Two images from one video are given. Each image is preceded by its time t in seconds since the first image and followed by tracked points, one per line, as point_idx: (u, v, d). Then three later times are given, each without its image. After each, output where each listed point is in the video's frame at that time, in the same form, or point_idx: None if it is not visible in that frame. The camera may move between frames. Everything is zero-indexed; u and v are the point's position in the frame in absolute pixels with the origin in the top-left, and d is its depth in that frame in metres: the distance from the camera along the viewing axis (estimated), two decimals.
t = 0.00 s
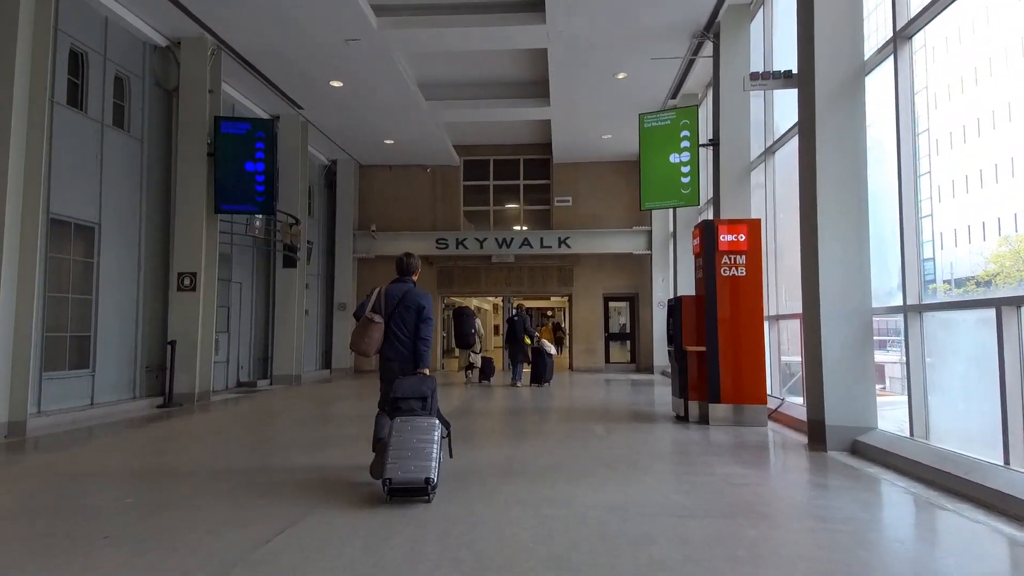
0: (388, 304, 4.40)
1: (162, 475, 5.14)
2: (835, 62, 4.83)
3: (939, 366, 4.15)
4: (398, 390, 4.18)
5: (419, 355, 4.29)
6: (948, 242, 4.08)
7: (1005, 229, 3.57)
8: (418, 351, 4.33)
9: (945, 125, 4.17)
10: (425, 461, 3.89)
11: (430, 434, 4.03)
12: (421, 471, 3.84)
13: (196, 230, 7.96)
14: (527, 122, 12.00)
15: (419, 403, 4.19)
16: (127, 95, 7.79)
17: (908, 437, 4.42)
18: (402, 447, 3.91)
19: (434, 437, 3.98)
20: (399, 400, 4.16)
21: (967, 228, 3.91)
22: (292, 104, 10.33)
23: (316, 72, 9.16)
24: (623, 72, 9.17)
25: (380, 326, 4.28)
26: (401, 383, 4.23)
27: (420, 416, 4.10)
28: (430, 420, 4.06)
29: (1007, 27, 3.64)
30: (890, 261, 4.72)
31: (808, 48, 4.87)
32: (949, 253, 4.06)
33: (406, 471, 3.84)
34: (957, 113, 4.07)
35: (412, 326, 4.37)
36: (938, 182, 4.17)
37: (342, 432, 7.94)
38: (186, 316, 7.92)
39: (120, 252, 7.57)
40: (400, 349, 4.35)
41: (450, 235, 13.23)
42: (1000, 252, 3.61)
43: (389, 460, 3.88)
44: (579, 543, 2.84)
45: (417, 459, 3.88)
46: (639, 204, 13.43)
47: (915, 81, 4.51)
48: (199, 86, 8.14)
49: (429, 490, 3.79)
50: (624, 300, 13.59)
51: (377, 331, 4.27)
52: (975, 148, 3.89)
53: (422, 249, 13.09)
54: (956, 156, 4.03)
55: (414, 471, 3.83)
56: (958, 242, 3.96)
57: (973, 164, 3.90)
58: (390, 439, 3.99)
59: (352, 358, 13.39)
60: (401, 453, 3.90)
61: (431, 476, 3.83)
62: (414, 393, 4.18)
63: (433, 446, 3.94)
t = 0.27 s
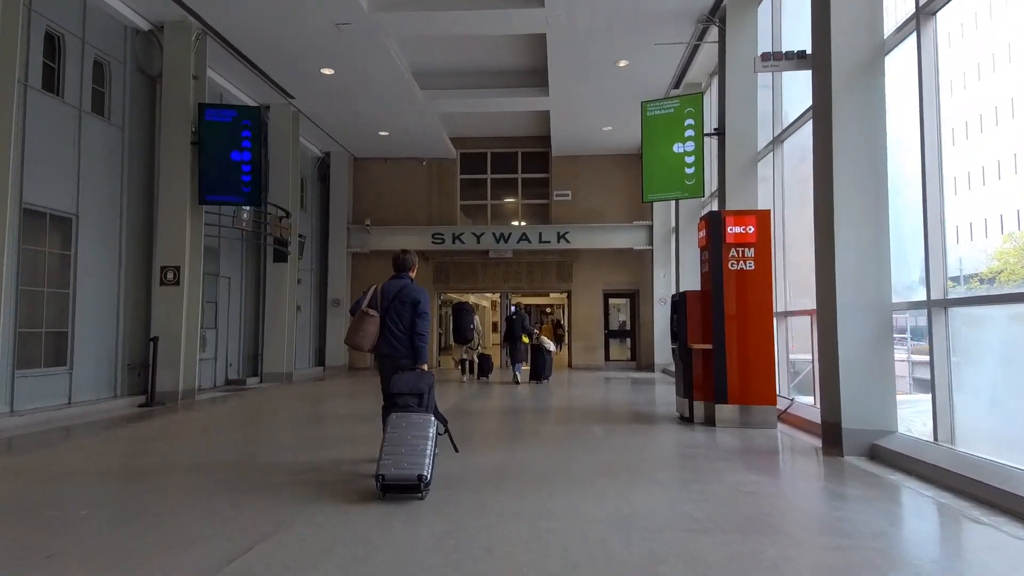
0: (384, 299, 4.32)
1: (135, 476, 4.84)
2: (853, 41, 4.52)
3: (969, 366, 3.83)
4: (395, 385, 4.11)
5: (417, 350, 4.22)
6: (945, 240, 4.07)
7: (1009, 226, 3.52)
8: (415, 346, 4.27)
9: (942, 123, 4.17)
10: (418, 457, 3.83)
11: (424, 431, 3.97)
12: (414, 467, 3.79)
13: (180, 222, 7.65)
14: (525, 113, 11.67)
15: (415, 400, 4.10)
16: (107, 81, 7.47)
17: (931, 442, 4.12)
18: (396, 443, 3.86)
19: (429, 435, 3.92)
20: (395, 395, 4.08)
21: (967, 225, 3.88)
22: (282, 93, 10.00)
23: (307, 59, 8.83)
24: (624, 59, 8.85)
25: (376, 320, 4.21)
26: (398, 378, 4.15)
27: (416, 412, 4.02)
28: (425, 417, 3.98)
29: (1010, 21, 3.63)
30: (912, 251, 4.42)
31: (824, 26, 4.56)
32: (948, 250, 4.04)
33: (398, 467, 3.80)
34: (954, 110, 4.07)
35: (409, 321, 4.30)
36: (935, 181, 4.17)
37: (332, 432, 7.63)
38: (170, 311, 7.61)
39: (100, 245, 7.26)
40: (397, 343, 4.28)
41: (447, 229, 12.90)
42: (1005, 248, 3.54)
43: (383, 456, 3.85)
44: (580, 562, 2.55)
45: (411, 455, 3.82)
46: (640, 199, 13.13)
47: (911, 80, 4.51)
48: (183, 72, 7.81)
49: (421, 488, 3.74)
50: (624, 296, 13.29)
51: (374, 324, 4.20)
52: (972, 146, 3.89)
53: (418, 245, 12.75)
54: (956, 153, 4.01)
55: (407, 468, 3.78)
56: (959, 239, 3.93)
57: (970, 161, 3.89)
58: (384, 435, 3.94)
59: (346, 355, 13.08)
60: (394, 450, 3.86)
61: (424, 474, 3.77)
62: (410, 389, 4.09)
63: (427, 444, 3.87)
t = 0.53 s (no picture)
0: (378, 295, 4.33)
1: (106, 479, 4.54)
2: (875, 16, 4.21)
3: (1006, 367, 3.49)
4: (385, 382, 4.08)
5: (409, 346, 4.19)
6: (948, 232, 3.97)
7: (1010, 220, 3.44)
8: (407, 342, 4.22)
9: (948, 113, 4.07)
10: (413, 455, 3.74)
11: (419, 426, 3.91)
12: (409, 465, 3.69)
13: (162, 212, 7.33)
14: (523, 102, 11.33)
15: (408, 396, 4.06)
16: (85, 65, 7.13)
17: (957, 447, 3.81)
18: (391, 441, 3.79)
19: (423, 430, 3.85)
20: (387, 392, 4.06)
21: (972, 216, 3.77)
22: (272, 80, 9.67)
23: (295, 44, 8.48)
24: (626, 44, 8.53)
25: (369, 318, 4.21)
26: (390, 374, 4.12)
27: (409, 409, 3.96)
28: (419, 413, 3.92)
29: (1015, 7, 3.51)
30: (935, 242, 4.12)
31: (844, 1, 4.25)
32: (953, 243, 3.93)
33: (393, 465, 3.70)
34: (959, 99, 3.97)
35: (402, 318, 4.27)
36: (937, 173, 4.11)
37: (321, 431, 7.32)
38: (151, 306, 7.30)
39: (76, 237, 6.94)
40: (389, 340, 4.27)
41: (442, 222, 12.57)
42: (1006, 242, 3.46)
43: (378, 454, 3.76)
44: None
45: (405, 452, 3.74)
46: (640, 191, 12.81)
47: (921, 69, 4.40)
48: (165, 56, 7.47)
49: (416, 485, 3.64)
50: (624, 291, 12.98)
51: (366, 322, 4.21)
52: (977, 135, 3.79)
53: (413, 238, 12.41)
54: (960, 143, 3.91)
55: (402, 465, 3.69)
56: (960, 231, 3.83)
57: (976, 152, 3.79)
58: (378, 434, 3.86)
59: (339, 350, 12.76)
60: (389, 447, 3.78)
61: (419, 471, 3.68)
62: (402, 385, 4.05)
63: (422, 440, 3.79)
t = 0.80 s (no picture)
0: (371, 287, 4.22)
1: (65, 483, 4.22)
2: None
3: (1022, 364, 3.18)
4: (371, 375, 4.06)
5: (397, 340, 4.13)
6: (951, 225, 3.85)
7: (1007, 216, 3.36)
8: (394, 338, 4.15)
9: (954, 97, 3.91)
10: (400, 449, 3.67)
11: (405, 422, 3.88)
12: (396, 459, 3.61)
13: (136, 201, 6.96)
14: (518, 90, 10.98)
15: (395, 390, 4.09)
16: (53, 45, 6.75)
17: (979, 451, 3.49)
18: (378, 435, 3.71)
19: (410, 424, 3.82)
20: (374, 386, 4.07)
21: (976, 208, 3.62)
22: (256, 65, 9.30)
23: (278, 25, 8.09)
24: (624, 29, 8.20)
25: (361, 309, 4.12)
26: (378, 368, 4.13)
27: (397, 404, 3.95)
28: (407, 408, 3.91)
29: None
30: (953, 225, 3.85)
31: None
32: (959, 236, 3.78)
33: (380, 459, 3.61)
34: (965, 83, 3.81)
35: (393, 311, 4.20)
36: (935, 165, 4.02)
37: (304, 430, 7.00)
38: (125, 299, 6.94)
39: (44, 226, 6.56)
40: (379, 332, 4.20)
41: (434, 214, 12.23)
42: (1004, 240, 3.39)
43: (365, 447, 3.66)
44: None
45: (392, 446, 3.67)
46: (637, 183, 12.49)
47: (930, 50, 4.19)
48: (139, 36, 7.08)
49: (404, 479, 3.56)
50: (619, 285, 12.67)
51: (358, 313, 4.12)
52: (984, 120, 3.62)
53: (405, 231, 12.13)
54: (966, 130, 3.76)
55: (390, 458, 3.61)
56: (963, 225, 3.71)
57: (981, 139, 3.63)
58: (364, 428, 3.78)
59: (327, 346, 12.41)
60: (377, 441, 3.70)
61: (406, 465, 3.60)
62: (389, 379, 4.07)
63: (409, 435, 3.75)
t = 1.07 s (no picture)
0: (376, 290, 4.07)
1: (31, 492, 3.94)
2: None
3: None
4: (370, 378, 3.85)
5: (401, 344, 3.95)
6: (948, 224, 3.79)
7: None
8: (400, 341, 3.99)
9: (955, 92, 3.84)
10: (393, 454, 3.50)
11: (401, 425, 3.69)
12: (388, 464, 3.46)
13: (115, 194, 6.64)
14: (516, 81, 10.65)
15: (393, 396, 3.83)
16: (27, 29, 6.39)
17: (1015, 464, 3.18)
18: (372, 438, 3.55)
19: (406, 428, 3.63)
20: (372, 390, 3.84)
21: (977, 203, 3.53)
22: (245, 54, 8.97)
23: (266, 11, 7.76)
24: (627, 15, 7.86)
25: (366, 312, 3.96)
26: (377, 371, 3.91)
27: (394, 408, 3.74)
28: (403, 412, 3.71)
29: None
30: (978, 217, 3.52)
31: None
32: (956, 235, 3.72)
33: (372, 464, 3.46)
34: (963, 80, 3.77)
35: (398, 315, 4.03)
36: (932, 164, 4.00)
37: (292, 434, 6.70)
38: (105, 296, 6.63)
39: (17, 220, 6.23)
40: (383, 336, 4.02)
41: (430, 209, 11.91)
42: None
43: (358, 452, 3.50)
44: None
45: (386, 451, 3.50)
46: (638, 177, 12.18)
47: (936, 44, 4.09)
48: (117, 21, 6.71)
49: (396, 486, 3.39)
50: (620, 282, 12.36)
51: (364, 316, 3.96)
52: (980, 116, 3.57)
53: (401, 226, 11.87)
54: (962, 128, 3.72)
55: (382, 463, 3.45)
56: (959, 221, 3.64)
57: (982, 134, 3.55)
58: (358, 433, 3.61)
59: (321, 344, 12.10)
60: (370, 446, 3.52)
61: (400, 471, 3.44)
62: (387, 384, 3.84)
63: (404, 439, 3.57)
